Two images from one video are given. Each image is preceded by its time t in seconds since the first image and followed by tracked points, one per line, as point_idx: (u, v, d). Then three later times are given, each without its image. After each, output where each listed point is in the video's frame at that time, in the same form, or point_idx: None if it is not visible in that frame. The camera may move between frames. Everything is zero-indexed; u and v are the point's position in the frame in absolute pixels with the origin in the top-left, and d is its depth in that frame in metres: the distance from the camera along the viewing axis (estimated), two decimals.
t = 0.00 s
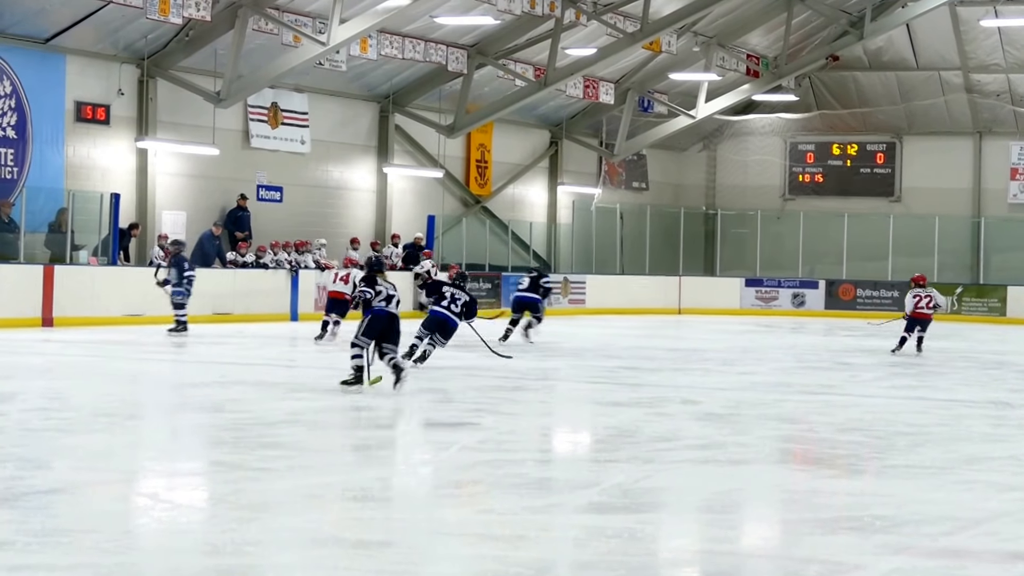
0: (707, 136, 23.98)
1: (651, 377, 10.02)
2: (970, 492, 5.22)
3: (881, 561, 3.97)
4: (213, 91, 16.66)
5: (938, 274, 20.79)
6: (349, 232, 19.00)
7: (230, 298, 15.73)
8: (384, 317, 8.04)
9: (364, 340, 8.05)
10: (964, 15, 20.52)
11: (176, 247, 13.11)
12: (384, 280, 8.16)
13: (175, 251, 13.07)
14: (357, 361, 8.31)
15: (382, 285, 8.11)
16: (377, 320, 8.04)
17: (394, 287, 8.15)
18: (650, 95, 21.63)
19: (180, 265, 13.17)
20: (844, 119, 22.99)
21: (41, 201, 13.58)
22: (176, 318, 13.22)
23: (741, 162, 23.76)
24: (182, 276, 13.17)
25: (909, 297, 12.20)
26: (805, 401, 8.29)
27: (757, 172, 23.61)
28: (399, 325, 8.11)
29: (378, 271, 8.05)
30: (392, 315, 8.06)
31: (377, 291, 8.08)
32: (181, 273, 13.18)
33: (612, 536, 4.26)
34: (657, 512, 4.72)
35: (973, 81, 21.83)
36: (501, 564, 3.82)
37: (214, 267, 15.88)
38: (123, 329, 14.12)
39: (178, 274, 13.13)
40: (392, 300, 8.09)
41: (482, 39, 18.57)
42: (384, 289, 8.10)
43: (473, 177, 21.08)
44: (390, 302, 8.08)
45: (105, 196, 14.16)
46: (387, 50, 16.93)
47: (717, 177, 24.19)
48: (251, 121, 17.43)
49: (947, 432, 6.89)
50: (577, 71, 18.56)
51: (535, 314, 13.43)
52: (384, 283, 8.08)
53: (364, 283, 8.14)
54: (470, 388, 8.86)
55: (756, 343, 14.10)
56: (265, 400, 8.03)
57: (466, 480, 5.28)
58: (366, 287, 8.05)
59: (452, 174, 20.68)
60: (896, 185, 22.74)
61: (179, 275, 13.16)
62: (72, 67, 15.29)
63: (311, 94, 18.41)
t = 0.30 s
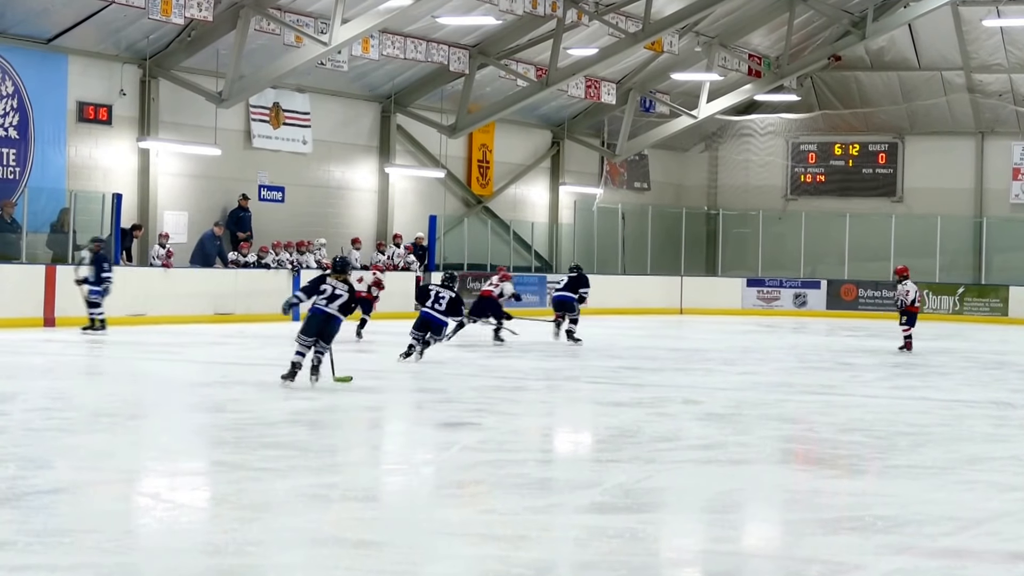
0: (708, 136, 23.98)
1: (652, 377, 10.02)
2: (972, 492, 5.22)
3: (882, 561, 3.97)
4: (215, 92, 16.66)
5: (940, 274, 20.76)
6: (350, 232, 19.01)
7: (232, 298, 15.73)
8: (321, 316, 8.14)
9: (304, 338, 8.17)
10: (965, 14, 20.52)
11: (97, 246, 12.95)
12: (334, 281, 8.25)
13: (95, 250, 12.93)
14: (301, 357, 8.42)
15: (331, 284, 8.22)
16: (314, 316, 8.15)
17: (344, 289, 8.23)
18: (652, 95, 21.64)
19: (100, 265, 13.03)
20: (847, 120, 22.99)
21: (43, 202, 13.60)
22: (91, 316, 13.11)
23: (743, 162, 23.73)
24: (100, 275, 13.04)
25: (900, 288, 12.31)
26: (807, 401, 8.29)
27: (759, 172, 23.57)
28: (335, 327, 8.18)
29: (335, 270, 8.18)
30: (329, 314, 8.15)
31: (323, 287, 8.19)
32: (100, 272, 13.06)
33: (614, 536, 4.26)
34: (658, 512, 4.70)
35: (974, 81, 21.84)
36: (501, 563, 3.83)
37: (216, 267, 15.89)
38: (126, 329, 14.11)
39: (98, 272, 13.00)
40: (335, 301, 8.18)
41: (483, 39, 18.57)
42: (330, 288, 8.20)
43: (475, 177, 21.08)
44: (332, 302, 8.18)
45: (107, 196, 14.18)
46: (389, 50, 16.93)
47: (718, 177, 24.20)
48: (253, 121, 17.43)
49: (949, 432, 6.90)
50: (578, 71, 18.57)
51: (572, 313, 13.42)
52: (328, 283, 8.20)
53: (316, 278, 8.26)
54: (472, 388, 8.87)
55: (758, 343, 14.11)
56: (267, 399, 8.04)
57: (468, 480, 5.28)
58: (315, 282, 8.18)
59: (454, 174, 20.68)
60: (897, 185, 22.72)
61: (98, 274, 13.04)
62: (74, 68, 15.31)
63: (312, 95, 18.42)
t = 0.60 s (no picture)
0: (708, 137, 23.98)
1: (652, 377, 10.02)
2: (972, 492, 5.22)
3: (883, 561, 3.96)
4: (216, 92, 16.66)
5: (940, 274, 20.71)
6: (350, 232, 18.99)
7: (231, 297, 15.71)
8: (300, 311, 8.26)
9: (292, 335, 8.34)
10: (966, 15, 20.53)
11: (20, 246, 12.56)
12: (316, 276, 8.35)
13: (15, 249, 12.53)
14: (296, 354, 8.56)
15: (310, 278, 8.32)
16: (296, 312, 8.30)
17: (324, 282, 8.28)
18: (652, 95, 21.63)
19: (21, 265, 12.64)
20: (848, 120, 22.93)
21: (44, 202, 13.61)
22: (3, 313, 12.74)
23: (742, 162, 23.72)
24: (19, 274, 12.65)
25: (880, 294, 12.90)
26: (806, 401, 8.29)
27: (759, 173, 23.54)
28: (317, 320, 8.26)
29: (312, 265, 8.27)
30: (309, 308, 8.25)
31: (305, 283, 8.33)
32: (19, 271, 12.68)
33: (613, 536, 4.25)
34: (657, 512, 4.69)
35: (975, 81, 21.83)
36: (502, 563, 3.82)
37: (215, 266, 15.87)
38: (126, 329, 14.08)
39: (15, 271, 12.61)
40: (314, 294, 8.27)
41: (483, 39, 18.56)
42: (310, 283, 8.31)
43: (474, 177, 21.07)
44: (311, 296, 8.28)
45: (107, 196, 14.26)
46: (388, 51, 16.93)
47: (718, 176, 24.12)
48: (252, 122, 17.43)
49: (949, 432, 6.90)
50: (578, 72, 18.57)
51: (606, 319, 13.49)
52: (308, 278, 8.30)
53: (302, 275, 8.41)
54: (472, 388, 8.86)
55: (757, 343, 14.12)
56: (267, 400, 8.03)
57: (468, 480, 5.27)
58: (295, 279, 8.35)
59: (454, 174, 20.68)
60: (897, 185, 22.70)
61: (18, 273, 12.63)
62: (74, 68, 15.30)
63: (312, 95, 18.40)
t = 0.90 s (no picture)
0: (676, 136, 23.93)
1: (620, 377, 9.97)
2: (938, 491, 5.22)
3: (850, 561, 3.94)
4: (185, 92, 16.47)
5: (907, 274, 20.83)
6: (319, 232, 18.84)
7: (200, 297, 15.54)
8: (272, 311, 8.15)
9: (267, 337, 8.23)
10: (934, 15, 20.77)
11: None
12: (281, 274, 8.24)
13: None
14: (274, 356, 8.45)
15: (275, 278, 8.20)
16: (267, 314, 8.19)
17: (289, 279, 8.17)
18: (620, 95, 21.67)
19: None
20: (816, 120, 23.06)
21: (11, 202, 13.37)
22: None
23: (710, 163, 23.70)
24: None
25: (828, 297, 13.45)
26: (773, 401, 8.28)
27: (727, 172, 23.56)
28: (290, 317, 8.16)
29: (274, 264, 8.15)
30: (279, 307, 8.15)
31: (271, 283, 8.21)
32: None
33: (580, 536, 4.21)
34: (623, 512, 4.64)
35: (942, 81, 22.16)
36: (469, 564, 3.75)
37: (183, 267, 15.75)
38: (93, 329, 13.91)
39: None
40: (282, 292, 8.17)
41: (452, 39, 18.45)
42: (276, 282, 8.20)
43: (443, 178, 20.98)
44: (279, 294, 8.17)
45: (75, 197, 13.98)
46: (357, 51, 16.91)
47: (686, 178, 24.08)
48: (221, 122, 17.22)
49: (915, 431, 6.92)
50: (547, 71, 18.53)
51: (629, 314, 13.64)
52: (273, 278, 8.19)
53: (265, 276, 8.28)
54: (439, 388, 8.79)
55: (726, 343, 14.16)
56: (234, 399, 7.93)
57: (434, 480, 5.20)
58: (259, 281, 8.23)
59: (422, 174, 20.59)
60: (864, 185, 22.78)
61: None
62: (43, 68, 15.07)
63: (280, 94, 18.25)
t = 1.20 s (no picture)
0: (593, 136, 24.05)
1: (537, 376, 9.87)
2: (849, 488, 5.23)
3: (763, 558, 3.91)
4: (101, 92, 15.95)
5: (821, 272, 21.15)
6: (235, 231, 18.45)
7: (115, 297, 15.06)
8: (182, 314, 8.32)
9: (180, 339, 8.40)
10: (849, 16, 21.02)
11: None
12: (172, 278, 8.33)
13: None
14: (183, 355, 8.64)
15: (170, 283, 8.29)
16: (176, 319, 8.32)
17: (184, 279, 8.31)
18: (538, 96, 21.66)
19: None
20: (730, 120, 23.40)
21: None
22: None
23: (627, 161, 24.02)
24: None
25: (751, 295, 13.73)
26: (689, 400, 8.27)
27: (643, 172, 23.89)
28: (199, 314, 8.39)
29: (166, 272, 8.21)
30: (188, 307, 8.32)
31: (168, 290, 8.29)
32: None
33: (494, 534, 4.11)
34: (538, 511, 4.55)
35: (857, 81, 22.40)
36: (380, 563, 3.63)
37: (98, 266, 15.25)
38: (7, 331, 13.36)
39: None
40: (184, 293, 8.32)
41: (369, 39, 18.24)
42: (173, 287, 8.29)
43: (360, 178, 20.68)
44: (183, 297, 8.31)
45: None
46: (274, 51, 16.75)
47: (603, 178, 24.21)
48: (137, 122, 16.75)
49: (829, 428, 6.97)
50: (465, 70, 18.42)
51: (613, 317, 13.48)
52: (169, 284, 8.27)
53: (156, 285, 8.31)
54: (354, 388, 8.61)
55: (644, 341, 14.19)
56: (146, 400, 7.67)
57: (349, 480, 5.06)
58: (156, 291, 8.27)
59: (340, 174, 20.30)
60: (780, 185, 23.22)
61: None
62: None
63: (198, 94, 17.79)
